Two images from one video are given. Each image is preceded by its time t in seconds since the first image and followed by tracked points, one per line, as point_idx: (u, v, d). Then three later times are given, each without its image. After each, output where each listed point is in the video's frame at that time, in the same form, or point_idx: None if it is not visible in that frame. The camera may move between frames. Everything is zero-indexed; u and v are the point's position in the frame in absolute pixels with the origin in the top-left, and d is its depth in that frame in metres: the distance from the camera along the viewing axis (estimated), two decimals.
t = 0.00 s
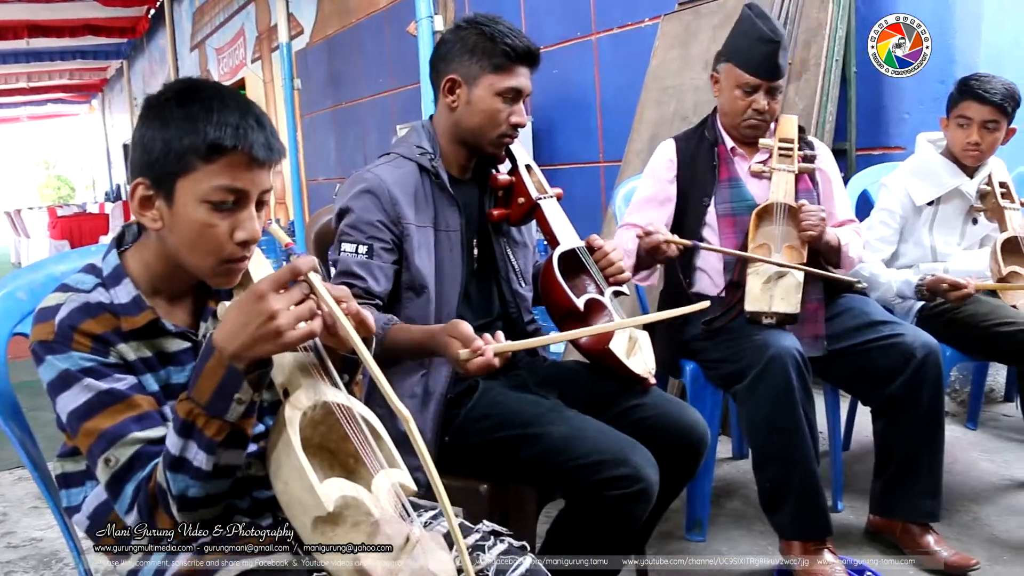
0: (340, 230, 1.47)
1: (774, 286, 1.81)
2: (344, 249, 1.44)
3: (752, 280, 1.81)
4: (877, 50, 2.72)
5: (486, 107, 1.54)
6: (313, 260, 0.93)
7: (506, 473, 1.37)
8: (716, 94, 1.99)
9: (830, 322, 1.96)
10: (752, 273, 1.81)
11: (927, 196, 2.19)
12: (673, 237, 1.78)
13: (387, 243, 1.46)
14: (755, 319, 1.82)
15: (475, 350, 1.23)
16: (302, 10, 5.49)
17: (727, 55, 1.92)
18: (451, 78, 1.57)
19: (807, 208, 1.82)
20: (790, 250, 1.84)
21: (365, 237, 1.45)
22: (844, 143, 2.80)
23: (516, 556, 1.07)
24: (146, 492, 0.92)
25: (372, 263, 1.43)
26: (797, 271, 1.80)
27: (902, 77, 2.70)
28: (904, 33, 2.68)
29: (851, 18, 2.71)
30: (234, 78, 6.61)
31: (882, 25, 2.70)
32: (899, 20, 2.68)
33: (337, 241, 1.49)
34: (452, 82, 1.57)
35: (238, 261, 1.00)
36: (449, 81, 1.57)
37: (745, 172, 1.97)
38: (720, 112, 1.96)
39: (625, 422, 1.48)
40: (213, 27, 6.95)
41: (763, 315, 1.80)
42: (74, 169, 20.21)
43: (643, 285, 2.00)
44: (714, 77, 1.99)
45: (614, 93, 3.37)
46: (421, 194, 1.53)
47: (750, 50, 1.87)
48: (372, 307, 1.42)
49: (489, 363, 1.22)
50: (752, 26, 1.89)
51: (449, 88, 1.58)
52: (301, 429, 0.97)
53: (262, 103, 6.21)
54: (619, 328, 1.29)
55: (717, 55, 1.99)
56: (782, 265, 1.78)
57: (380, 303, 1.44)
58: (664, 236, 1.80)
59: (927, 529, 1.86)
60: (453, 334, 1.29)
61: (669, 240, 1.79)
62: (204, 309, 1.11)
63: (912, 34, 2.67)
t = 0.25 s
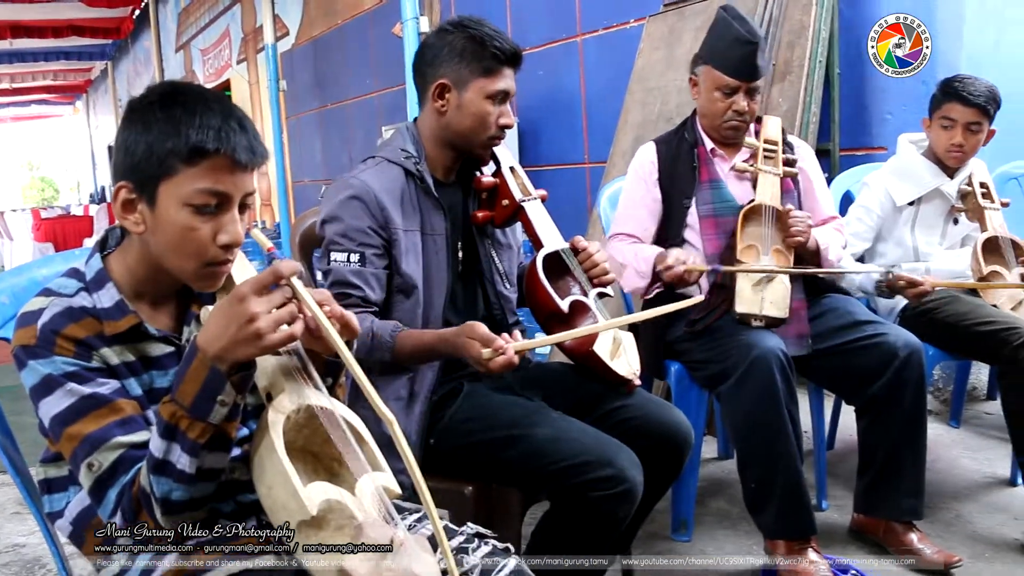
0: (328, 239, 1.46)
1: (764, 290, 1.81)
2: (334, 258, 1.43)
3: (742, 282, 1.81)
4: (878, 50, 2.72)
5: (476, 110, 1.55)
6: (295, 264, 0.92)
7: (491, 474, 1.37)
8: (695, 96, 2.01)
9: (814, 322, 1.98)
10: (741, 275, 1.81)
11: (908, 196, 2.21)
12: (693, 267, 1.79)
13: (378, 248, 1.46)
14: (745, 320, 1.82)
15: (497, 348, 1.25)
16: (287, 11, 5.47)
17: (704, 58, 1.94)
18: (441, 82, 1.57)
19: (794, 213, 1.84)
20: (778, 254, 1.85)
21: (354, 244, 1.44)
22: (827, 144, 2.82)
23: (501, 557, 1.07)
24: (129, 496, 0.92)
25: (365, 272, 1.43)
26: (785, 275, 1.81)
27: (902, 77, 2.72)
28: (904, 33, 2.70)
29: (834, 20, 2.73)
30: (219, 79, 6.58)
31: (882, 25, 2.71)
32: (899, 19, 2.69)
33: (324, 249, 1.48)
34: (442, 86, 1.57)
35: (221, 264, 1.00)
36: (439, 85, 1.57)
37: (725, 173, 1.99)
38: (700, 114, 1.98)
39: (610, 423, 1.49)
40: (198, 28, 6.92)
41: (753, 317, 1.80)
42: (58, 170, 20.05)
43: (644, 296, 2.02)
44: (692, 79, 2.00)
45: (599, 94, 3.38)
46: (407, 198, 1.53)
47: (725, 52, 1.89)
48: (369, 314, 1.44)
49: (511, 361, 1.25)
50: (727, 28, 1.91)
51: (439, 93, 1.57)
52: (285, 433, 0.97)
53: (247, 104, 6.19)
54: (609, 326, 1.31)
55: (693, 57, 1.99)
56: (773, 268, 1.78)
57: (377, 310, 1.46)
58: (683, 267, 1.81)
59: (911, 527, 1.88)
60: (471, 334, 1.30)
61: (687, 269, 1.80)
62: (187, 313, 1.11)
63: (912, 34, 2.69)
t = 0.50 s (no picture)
0: (314, 232, 1.47)
1: (748, 287, 1.85)
2: (322, 250, 1.44)
3: (726, 279, 1.84)
4: (877, 50, 2.74)
5: (460, 106, 1.55)
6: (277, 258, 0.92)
7: (472, 469, 1.38)
8: (680, 94, 2.02)
9: (795, 318, 2.00)
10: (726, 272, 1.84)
11: (886, 194, 2.24)
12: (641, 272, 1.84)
13: (364, 241, 1.46)
14: (727, 317, 1.84)
15: (493, 323, 1.29)
16: (271, 5, 5.44)
17: (690, 55, 1.95)
18: (425, 79, 1.57)
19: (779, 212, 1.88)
20: (761, 250, 1.89)
21: (341, 237, 1.45)
22: (809, 142, 2.85)
23: (483, 550, 1.08)
24: (112, 491, 0.92)
25: (352, 263, 1.44)
26: (767, 272, 1.86)
27: (902, 76, 2.74)
28: (904, 33, 2.72)
29: (816, 18, 2.75)
30: (202, 74, 6.54)
31: (882, 25, 2.73)
32: (899, 19, 2.72)
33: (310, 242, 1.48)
34: (426, 82, 1.57)
35: (202, 259, 1.00)
36: (423, 81, 1.57)
37: (709, 170, 2.00)
38: (684, 111, 1.99)
39: (592, 418, 1.50)
40: (181, 22, 6.87)
41: (736, 314, 1.83)
42: (38, 165, 19.82)
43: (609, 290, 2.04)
44: (679, 77, 2.01)
45: (583, 91, 3.39)
46: (392, 193, 1.53)
47: (713, 51, 1.90)
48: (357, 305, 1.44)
49: (506, 335, 1.29)
50: (714, 27, 1.91)
51: (423, 89, 1.57)
52: (267, 427, 0.97)
53: (230, 99, 6.15)
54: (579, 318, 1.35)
55: (681, 54, 2.01)
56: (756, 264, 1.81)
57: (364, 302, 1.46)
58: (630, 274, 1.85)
59: (889, 521, 1.91)
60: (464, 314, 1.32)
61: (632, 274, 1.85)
62: (169, 308, 1.11)
63: (912, 34, 2.72)
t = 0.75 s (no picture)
0: (288, 225, 1.46)
1: (723, 284, 1.86)
2: (293, 243, 1.43)
3: (702, 276, 1.85)
4: (878, 50, 2.79)
5: (436, 106, 1.56)
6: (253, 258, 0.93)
7: (449, 467, 1.39)
8: (658, 93, 2.04)
9: (770, 316, 2.03)
10: (701, 269, 1.86)
11: (860, 193, 2.27)
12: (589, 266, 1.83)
13: (337, 235, 1.47)
14: (702, 314, 1.86)
15: (445, 306, 1.27)
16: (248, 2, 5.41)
17: (668, 55, 1.97)
18: (401, 78, 1.57)
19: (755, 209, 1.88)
20: (737, 248, 1.89)
21: (313, 230, 1.45)
22: (784, 140, 2.88)
23: (460, 546, 1.09)
24: (90, 491, 0.92)
25: (323, 254, 1.43)
26: (742, 269, 1.87)
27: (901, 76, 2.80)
28: (903, 34, 2.80)
29: (791, 19, 2.79)
30: (179, 71, 6.49)
31: (882, 26, 2.79)
32: (899, 20, 2.80)
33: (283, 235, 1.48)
34: (402, 82, 1.57)
35: (179, 259, 1.00)
36: (400, 81, 1.57)
37: (685, 168, 2.03)
38: (663, 110, 2.01)
39: (568, 415, 1.52)
40: (157, 19, 6.81)
41: (710, 312, 1.85)
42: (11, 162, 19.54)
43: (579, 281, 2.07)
44: (657, 76, 2.03)
45: (562, 90, 3.41)
46: (366, 190, 1.54)
47: (694, 52, 1.91)
48: (325, 295, 1.42)
49: (457, 322, 1.26)
50: (692, 28, 1.94)
51: (399, 88, 1.58)
52: (244, 426, 0.98)
53: (207, 96, 6.11)
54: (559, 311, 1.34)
55: (659, 54, 2.03)
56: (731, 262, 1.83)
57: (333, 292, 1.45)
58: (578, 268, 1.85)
59: (862, 515, 1.94)
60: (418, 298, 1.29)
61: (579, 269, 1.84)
62: (147, 308, 1.11)
63: (911, 34, 2.82)
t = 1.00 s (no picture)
0: (280, 217, 1.47)
1: (715, 280, 1.87)
2: (287, 232, 1.44)
3: (693, 272, 1.87)
4: (878, 51, 2.83)
5: (426, 103, 1.56)
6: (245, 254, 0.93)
7: (441, 462, 1.40)
8: (652, 90, 2.04)
9: (760, 313, 2.04)
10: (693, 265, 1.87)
11: (853, 192, 2.28)
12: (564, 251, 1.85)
13: (329, 226, 1.47)
14: (693, 311, 1.87)
15: (417, 291, 1.26)
16: None
17: (662, 53, 1.97)
18: (391, 75, 1.58)
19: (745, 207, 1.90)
20: (728, 246, 1.91)
21: (306, 221, 1.45)
22: (775, 138, 2.89)
23: (452, 540, 1.10)
24: (83, 485, 0.93)
25: (315, 242, 1.44)
26: (733, 266, 1.88)
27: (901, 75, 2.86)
28: (902, 34, 2.86)
29: (782, 17, 2.80)
30: (170, 68, 6.47)
31: (882, 26, 2.83)
32: (899, 20, 2.85)
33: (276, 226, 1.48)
34: (392, 79, 1.58)
35: (172, 256, 1.00)
36: (389, 78, 1.58)
37: (678, 166, 2.03)
38: (657, 108, 2.01)
39: (560, 411, 1.53)
40: (148, 16, 6.78)
41: (701, 308, 1.86)
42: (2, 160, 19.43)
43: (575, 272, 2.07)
44: (651, 74, 2.03)
45: (554, 87, 3.41)
46: (359, 185, 1.54)
47: (685, 51, 1.91)
48: (315, 284, 1.42)
49: (428, 308, 1.25)
50: (687, 26, 1.94)
51: (389, 85, 1.58)
52: (237, 421, 0.98)
53: (199, 93, 6.08)
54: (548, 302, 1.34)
55: (653, 52, 2.02)
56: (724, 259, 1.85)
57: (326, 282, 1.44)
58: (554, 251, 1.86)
59: (853, 511, 1.95)
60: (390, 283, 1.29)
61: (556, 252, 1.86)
62: (139, 304, 1.11)
63: (909, 35, 2.88)
